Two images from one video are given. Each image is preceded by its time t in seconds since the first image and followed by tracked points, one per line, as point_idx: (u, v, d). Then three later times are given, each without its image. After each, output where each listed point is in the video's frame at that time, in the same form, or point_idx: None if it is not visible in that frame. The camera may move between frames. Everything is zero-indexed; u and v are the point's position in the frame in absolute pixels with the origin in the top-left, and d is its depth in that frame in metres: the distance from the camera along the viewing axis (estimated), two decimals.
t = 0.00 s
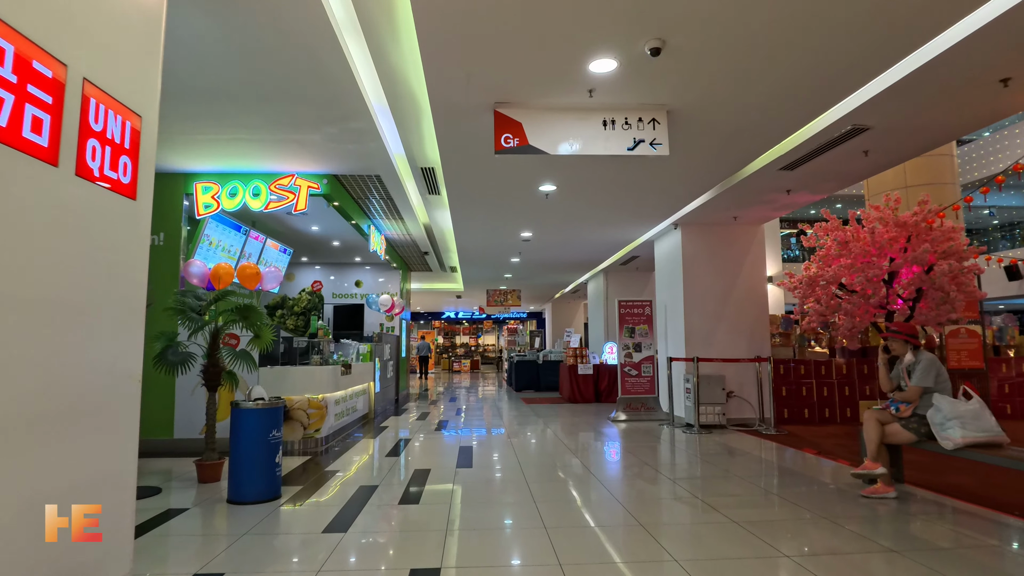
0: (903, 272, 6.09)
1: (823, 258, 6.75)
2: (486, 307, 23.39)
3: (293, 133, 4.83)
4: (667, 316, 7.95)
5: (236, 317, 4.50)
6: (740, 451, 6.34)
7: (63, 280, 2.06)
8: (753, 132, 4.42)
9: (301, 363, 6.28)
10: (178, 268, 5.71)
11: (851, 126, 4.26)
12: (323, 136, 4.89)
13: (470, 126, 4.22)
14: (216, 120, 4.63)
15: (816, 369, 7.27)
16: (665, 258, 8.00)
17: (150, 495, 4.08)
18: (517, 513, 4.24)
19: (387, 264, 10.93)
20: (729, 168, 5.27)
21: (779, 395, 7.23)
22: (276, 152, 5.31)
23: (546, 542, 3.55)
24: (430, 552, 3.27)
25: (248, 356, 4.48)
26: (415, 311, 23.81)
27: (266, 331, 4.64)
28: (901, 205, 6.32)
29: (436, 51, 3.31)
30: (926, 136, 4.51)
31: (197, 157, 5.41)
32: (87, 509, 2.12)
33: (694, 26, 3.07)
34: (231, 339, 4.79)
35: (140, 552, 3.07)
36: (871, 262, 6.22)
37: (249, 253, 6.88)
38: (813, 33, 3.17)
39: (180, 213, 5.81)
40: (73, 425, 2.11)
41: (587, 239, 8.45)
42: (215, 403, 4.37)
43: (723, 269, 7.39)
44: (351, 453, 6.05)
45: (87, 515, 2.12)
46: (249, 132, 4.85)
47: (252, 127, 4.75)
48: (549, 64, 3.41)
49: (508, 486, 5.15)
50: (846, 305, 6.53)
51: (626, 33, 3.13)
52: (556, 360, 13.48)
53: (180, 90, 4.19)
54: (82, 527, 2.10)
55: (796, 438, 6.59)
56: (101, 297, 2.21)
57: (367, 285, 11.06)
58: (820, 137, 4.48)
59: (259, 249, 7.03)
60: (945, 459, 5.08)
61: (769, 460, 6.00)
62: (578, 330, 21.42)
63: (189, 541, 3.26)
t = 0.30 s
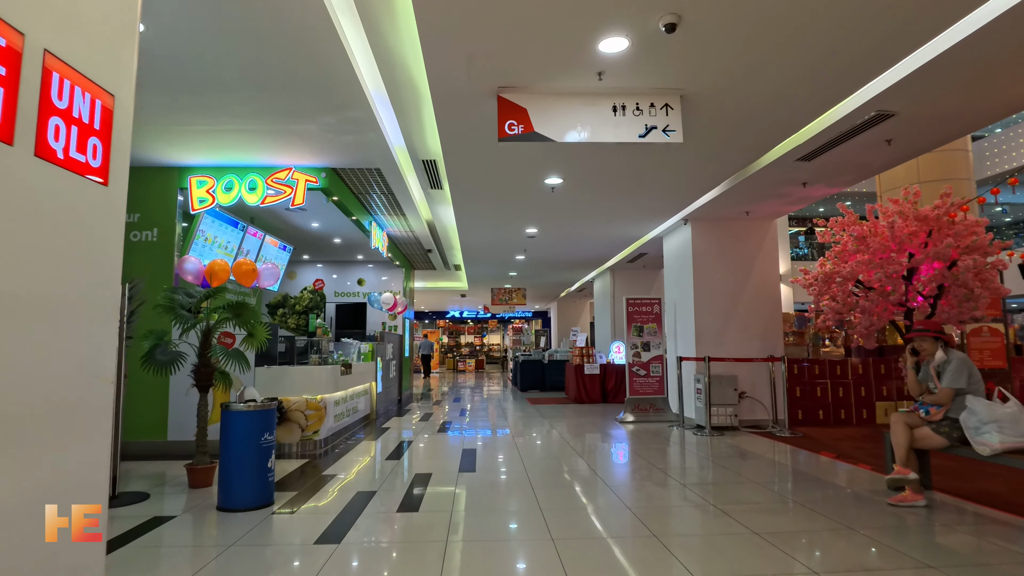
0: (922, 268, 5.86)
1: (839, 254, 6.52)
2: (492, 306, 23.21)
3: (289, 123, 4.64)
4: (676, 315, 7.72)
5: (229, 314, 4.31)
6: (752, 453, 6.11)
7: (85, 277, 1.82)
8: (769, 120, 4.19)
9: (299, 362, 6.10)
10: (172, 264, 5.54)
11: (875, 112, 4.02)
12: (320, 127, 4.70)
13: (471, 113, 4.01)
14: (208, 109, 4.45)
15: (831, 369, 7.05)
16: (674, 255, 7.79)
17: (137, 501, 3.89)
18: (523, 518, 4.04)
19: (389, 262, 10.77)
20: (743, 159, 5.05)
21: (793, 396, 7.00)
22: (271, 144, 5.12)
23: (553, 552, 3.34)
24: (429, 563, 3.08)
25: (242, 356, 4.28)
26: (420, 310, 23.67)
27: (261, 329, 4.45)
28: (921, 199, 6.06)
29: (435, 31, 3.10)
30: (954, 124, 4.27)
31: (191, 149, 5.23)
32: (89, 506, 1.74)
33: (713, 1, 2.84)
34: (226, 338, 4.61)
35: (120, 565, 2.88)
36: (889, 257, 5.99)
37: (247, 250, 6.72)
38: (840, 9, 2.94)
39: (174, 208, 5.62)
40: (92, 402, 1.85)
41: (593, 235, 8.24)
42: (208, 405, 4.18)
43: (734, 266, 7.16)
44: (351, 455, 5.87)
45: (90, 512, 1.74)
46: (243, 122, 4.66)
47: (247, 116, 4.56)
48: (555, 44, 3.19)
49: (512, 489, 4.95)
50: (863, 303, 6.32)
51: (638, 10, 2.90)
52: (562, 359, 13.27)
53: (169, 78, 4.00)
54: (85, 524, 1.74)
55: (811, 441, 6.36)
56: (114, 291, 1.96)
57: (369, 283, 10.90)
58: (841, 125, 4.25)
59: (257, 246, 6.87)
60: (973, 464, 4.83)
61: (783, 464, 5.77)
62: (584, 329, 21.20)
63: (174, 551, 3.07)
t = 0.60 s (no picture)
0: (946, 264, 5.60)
1: (857, 250, 6.25)
2: (496, 306, 23.02)
3: (284, 112, 4.44)
4: (686, 313, 7.49)
5: (220, 312, 4.12)
6: (767, 457, 5.88)
7: (51, 266, 1.62)
8: (789, 105, 3.96)
9: (297, 363, 5.90)
10: (165, 261, 5.35)
11: (902, 97, 3.79)
12: (317, 116, 4.50)
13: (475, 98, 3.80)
14: (199, 98, 4.25)
15: (847, 370, 6.81)
16: (683, 252, 7.56)
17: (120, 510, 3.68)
18: (530, 527, 3.83)
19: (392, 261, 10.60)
20: (759, 148, 4.82)
21: (808, 398, 6.76)
22: (266, 136, 4.92)
23: (559, 565, 3.13)
24: None
25: (234, 356, 4.09)
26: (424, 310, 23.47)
27: (255, 330, 4.24)
28: (941, 192, 5.79)
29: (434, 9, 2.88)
30: (986, 109, 4.02)
31: (184, 141, 5.04)
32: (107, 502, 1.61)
33: None
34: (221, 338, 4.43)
35: None
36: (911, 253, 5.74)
37: (244, 247, 6.54)
38: None
39: (168, 203, 5.44)
40: (61, 404, 1.64)
41: (600, 232, 8.03)
42: (198, 407, 3.98)
43: (747, 263, 6.93)
44: (351, 459, 5.66)
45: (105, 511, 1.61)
46: (237, 112, 4.47)
47: (240, 106, 4.37)
48: (564, 21, 2.96)
49: (518, 495, 4.74)
50: (883, 301, 6.01)
51: None
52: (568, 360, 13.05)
53: (156, 64, 3.81)
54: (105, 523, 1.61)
55: (828, 444, 6.11)
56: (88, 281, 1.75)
57: (372, 282, 10.73)
58: (865, 111, 4.02)
59: (254, 243, 6.68)
60: (1005, 470, 4.57)
61: (799, 468, 5.53)
62: (589, 329, 20.98)
63: (156, 565, 2.87)
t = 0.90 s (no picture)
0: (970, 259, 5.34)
1: (874, 246, 6.01)
2: (500, 306, 22.84)
3: (278, 101, 4.24)
4: (696, 312, 7.27)
5: (209, 311, 3.90)
6: (781, 460, 5.66)
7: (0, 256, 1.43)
8: (810, 90, 3.74)
9: (294, 364, 5.71)
10: (156, 257, 5.17)
11: (930, 81, 3.57)
12: (312, 105, 4.30)
13: (478, 83, 3.60)
14: (188, 86, 4.05)
15: (863, 371, 6.57)
16: (692, 249, 7.34)
17: (105, 518, 3.50)
18: (535, 537, 3.63)
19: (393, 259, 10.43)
20: (775, 136, 4.60)
21: (823, 399, 6.53)
22: (260, 127, 4.73)
23: None
24: None
25: (224, 357, 3.90)
26: (428, 310, 23.28)
27: (247, 329, 4.05)
28: (964, 184, 5.53)
29: None
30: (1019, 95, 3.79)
31: (176, 133, 4.85)
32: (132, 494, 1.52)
33: None
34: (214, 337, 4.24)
35: None
36: (932, 249, 5.50)
37: (240, 244, 6.36)
38: None
39: (159, 199, 5.24)
40: (10, 409, 1.45)
41: (606, 228, 7.83)
42: (186, 410, 3.80)
43: (759, 260, 6.70)
44: (351, 463, 5.46)
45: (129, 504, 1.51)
46: (228, 101, 4.27)
47: (232, 94, 4.18)
48: None
49: (523, 499, 4.55)
50: (902, 299, 5.79)
51: None
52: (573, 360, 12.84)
53: (142, 48, 3.61)
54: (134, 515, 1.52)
55: (844, 447, 5.89)
56: (43, 272, 1.55)
57: (373, 281, 10.57)
58: (891, 96, 3.79)
59: (250, 240, 6.50)
60: None
61: (815, 473, 5.31)
62: (594, 328, 20.78)
63: None
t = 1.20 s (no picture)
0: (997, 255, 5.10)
1: (893, 241, 5.76)
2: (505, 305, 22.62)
3: (269, 88, 4.03)
4: (706, 311, 7.04)
5: (196, 308, 3.69)
6: (796, 465, 5.43)
7: None
8: (833, 71, 3.52)
9: (289, 365, 5.50)
10: (145, 253, 4.97)
11: (964, 60, 3.34)
12: (304, 92, 4.09)
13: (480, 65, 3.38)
14: (174, 71, 3.85)
15: (880, 371, 6.33)
16: (702, 245, 7.10)
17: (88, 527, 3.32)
18: (540, 548, 3.41)
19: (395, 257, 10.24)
20: (792, 122, 4.36)
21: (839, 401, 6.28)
22: (253, 117, 4.52)
23: None
24: None
25: (210, 356, 3.64)
26: (431, 309, 23.07)
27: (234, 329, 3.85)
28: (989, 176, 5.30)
29: None
30: None
31: (164, 123, 4.65)
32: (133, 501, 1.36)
33: None
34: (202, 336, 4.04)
35: None
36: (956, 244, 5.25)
37: (235, 241, 6.17)
38: None
39: (149, 191, 5.04)
40: None
41: (613, 225, 7.61)
42: (171, 414, 3.59)
43: (772, 256, 6.45)
44: (349, 467, 5.25)
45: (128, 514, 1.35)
46: (218, 88, 4.07)
47: (221, 81, 3.97)
48: None
49: (526, 506, 4.34)
50: (924, 297, 5.53)
51: None
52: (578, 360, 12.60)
53: (124, 31, 3.42)
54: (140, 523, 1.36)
55: (863, 452, 5.64)
56: None
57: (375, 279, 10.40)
58: (920, 78, 3.56)
59: (245, 236, 6.31)
60: None
61: (833, 478, 5.06)
62: (599, 328, 20.54)
63: None
